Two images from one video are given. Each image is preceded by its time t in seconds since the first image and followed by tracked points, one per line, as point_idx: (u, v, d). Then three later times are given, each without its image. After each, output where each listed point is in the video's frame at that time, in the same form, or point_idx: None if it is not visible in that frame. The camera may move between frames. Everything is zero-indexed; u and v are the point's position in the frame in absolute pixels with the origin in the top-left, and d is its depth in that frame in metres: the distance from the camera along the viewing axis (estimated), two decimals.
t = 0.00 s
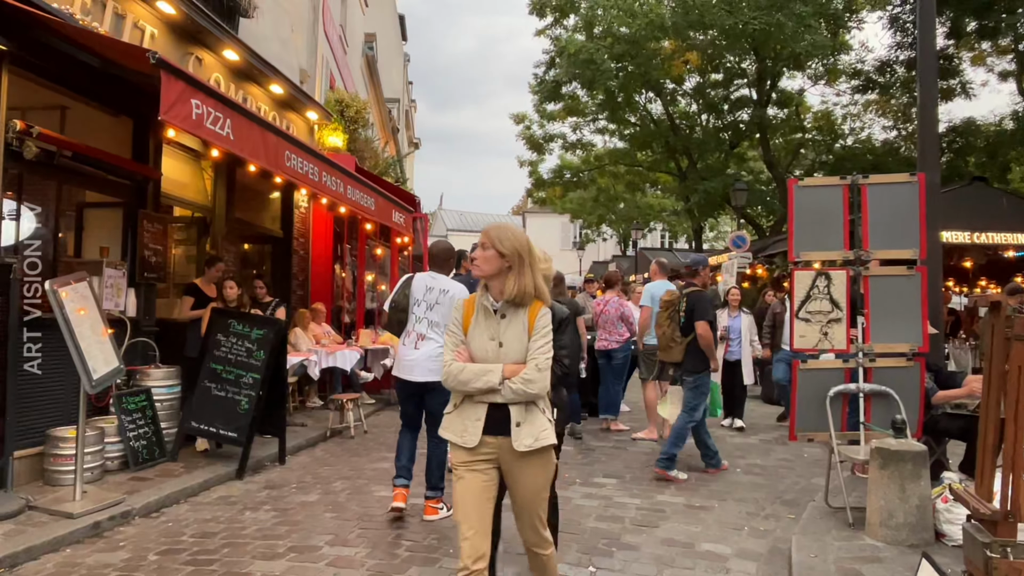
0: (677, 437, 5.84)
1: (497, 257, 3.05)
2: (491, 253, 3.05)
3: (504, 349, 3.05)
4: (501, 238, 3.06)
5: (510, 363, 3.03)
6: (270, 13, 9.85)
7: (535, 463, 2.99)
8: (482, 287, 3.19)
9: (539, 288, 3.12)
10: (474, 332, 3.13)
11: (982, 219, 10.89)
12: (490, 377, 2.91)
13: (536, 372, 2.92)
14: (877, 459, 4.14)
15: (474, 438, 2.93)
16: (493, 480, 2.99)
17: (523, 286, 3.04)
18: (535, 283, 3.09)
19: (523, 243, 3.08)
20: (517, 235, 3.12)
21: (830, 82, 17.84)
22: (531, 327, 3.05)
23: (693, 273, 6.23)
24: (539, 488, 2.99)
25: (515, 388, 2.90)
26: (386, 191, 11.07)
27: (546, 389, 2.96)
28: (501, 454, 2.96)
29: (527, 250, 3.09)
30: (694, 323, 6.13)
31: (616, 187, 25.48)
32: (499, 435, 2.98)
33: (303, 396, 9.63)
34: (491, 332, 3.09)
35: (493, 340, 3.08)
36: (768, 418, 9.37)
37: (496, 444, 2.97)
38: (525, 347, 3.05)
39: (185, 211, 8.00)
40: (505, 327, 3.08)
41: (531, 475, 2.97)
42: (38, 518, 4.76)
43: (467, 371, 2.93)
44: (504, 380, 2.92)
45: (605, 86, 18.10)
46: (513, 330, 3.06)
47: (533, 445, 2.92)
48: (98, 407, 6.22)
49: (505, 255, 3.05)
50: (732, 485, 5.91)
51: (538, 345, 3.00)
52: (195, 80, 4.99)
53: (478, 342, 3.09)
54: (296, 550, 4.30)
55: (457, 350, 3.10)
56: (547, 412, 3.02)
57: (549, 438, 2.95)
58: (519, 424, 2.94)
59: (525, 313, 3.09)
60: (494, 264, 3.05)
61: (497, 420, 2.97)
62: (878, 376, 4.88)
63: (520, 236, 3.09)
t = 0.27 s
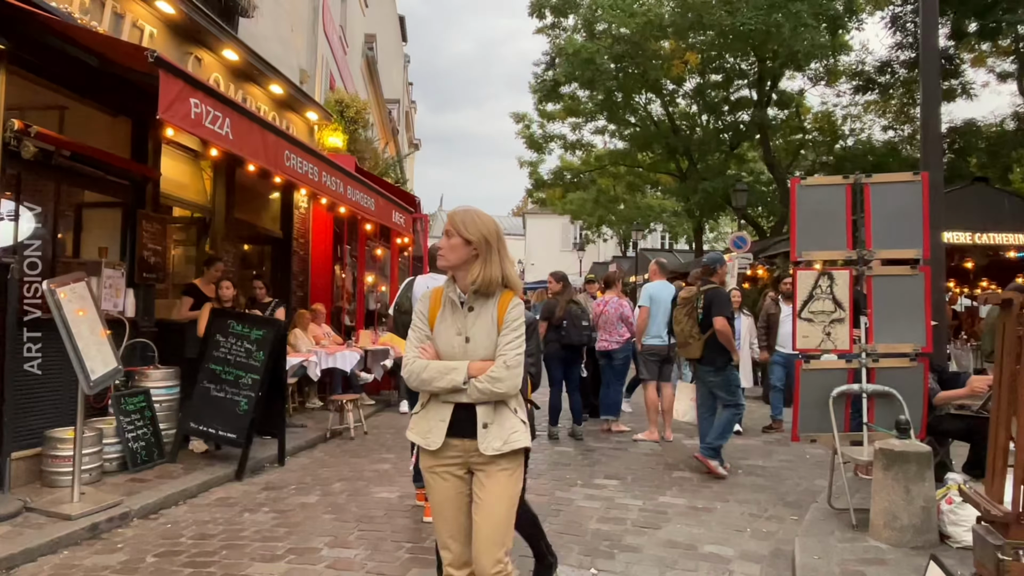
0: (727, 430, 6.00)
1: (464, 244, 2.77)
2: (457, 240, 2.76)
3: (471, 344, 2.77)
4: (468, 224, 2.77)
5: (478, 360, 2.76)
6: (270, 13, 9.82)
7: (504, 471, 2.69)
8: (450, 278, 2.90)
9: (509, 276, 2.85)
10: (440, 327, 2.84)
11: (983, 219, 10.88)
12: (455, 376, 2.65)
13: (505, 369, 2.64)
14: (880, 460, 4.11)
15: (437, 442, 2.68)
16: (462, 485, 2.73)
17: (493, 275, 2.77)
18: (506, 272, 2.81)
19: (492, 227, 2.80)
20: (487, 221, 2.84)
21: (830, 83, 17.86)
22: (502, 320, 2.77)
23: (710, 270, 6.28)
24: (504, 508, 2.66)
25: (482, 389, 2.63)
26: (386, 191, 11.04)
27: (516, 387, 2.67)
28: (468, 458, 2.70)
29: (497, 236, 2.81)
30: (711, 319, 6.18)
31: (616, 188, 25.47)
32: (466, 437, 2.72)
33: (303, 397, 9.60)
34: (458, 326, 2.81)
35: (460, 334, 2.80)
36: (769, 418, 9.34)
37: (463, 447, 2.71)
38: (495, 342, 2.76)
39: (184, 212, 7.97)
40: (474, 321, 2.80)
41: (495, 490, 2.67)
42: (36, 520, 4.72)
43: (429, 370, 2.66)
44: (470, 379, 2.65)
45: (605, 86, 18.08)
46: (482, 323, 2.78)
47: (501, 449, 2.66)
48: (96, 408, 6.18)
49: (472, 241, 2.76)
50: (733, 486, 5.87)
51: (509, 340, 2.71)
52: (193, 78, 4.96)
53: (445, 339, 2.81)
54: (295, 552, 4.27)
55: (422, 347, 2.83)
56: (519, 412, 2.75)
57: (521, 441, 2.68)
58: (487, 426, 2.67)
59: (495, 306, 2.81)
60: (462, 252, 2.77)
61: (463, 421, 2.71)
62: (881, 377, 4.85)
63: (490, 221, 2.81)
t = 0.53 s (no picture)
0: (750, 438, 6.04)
1: (429, 242, 2.49)
2: (421, 235, 2.49)
3: (432, 349, 2.52)
4: (432, 220, 2.48)
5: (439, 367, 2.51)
6: (269, 11, 9.76)
7: (467, 487, 2.44)
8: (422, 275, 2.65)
9: (481, 275, 2.54)
10: (407, 328, 2.61)
11: (987, 219, 10.81)
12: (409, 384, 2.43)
13: (458, 379, 2.37)
14: (887, 462, 4.04)
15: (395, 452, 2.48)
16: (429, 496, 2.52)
17: (458, 278, 2.48)
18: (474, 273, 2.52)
19: (460, 224, 2.49)
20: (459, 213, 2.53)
21: (832, 82, 17.79)
22: (465, 324, 2.48)
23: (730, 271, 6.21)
24: (462, 531, 2.41)
25: (435, 400, 2.38)
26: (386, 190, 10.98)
27: (474, 399, 2.39)
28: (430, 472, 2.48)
29: (466, 232, 2.50)
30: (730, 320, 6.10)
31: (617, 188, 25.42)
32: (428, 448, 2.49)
33: (302, 398, 9.53)
34: (421, 329, 2.56)
35: (423, 337, 2.55)
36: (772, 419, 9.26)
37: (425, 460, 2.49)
38: (457, 348, 2.49)
39: (182, 210, 7.90)
40: (439, 324, 2.53)
41: (453, 511, 2.41)
42: (29, 522, 4.65)
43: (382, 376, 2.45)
44: (425, 388, 2.41)
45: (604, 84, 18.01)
46: (444, 327, 2.51)
47: (459, 466, 2.40)
48: (92, 408, 6.12)
49: (436, 239, 2.47)
50: (737, 488, 5.80)
51: (468, 347, 2.43)
52: (190, 74, 4.89)
53: (408, 341, 2.57)
54: (292, 555, 4.20)
55: (388, 350, 2.62)
56: (484, 427, 2.47)
57: (480, 459, 2.40)
58: (443, 440, 2.43)
59: (460, 308, 2.51)
60: (425, 251, 2.49)
61: (424, 432, 2.49)
62: (887, 377, 4.79)
63: (457, 216, 2.50)
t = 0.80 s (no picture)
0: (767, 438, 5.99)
1: (391, 241, 2.14)
2: (382, 233, 2.14)
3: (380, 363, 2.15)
4: (397, 218, 2.14)
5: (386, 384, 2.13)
6: (264, 6, 9.64)
7: (402, 529, 2.05)
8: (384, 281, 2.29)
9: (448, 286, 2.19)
10: (361, 338, 2.24)
11: (990, 217, 10.71)
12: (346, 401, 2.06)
13: (397, 400, 1.99)
14: (896, 464, 3.93)
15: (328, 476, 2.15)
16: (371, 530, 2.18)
17: (419, 286, 2.13)
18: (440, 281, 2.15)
19: (427, 224, 2.14)
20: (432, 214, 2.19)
21: (832, 80, 17.68)
22: (417, 338, 2.09)
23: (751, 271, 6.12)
24: None
25: (368, 422, 2.01)
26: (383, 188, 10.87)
27: (414, 427, 1.99)
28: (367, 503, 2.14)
29: (434, 235, 2.16)
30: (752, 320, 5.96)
31: (616, 187, 25.31)
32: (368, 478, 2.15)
33: (298, 398, 9.41)
34: (373, 339, 2.19)
35: (374, 350, 2.18)
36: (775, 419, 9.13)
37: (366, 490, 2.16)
38: (405, 366, 2.10)
39: (176, 208, 7.79)
40: (393, 338, 2.15)
41: (380, 556, 2.03)
42: (16, 526, 4.52)
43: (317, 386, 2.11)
44: (362, 407, 2.04)
45: (603, 81, 17.92)
46: (397, 340, 2.14)
47: (392, 503, 2.03)
48: (82, 409, 6.00)
49: (400, 240, 2.13)
50: (740, 490, 5.69)
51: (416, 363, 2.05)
52: (180, 67, 4.77)
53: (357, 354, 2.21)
54: (284, 561, 4.09)
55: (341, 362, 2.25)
56: (429, 461, 2.06)
57: (415, 499, 2.01)
58: (379, 471, 2.06)
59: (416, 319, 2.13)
60: (385, 253, 2.15)
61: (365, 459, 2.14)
62: (894, 377, 4.68)
63: (426, 214, 2.16)
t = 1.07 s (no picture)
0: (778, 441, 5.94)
1: (342, 219, 1.98)
2: (334, 207, 1.98)
3: (318, 368, 1.97)
4: (354, 193, 1.97)
5: (323, 391, 1.95)
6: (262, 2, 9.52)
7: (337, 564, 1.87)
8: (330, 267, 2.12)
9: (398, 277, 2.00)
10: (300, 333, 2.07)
11: (995, 216, 10.60)
12: (277, 411, 1.89)
13: (332, 415, 1.80)
14: (910, 470, 3.82)
15: (258, 495, 1.95)
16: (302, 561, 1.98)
17: (367, 275, 1.95)
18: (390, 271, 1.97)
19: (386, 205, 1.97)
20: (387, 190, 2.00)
21: (834, 78, 17.54)
22: (358, 336, 1.91)
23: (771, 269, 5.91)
24: None
25: (298, 439, 1.82)
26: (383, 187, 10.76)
27: (351, 449, 1.80)
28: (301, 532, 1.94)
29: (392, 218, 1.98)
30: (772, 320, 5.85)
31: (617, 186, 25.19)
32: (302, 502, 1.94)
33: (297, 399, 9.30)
34: (313, 336, 2.02)
35: (314, 348, 2.01)
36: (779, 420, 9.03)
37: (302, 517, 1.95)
38: (345, 368, 1.92)
39: (172, 206, 7.68)
40: (334, 333, 1.97)
41: None
42: (6, 532, 4.41)
43: (248, 393, 1.94)
44: (294, 419, 1.87)
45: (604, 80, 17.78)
46: (339, 336, 1.96)
47: (325, 537, 1.82)
48: (76, 412, 5.91)
49: (352, 219, 1.96)
50: (746, 494, 5.58)
51: (354, 372, 1.85)
52: (174, 62, 4.66)
53: (297, 349, 2.03)
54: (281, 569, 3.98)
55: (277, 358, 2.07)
56: (371, 486, 1.87)
57: (352, 533, 1.81)
58: (312, 497, 1.86)
59: (359, 316, 1.95)
60: (335, 233, 1.99)
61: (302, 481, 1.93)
62: (907, 380, 4.56)
63: (386, 194, 1.98)
